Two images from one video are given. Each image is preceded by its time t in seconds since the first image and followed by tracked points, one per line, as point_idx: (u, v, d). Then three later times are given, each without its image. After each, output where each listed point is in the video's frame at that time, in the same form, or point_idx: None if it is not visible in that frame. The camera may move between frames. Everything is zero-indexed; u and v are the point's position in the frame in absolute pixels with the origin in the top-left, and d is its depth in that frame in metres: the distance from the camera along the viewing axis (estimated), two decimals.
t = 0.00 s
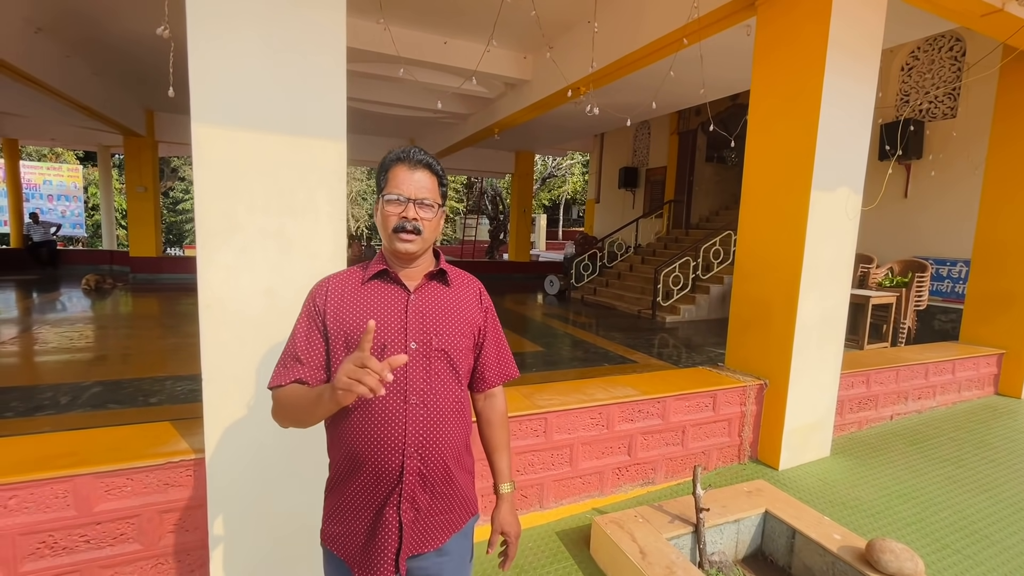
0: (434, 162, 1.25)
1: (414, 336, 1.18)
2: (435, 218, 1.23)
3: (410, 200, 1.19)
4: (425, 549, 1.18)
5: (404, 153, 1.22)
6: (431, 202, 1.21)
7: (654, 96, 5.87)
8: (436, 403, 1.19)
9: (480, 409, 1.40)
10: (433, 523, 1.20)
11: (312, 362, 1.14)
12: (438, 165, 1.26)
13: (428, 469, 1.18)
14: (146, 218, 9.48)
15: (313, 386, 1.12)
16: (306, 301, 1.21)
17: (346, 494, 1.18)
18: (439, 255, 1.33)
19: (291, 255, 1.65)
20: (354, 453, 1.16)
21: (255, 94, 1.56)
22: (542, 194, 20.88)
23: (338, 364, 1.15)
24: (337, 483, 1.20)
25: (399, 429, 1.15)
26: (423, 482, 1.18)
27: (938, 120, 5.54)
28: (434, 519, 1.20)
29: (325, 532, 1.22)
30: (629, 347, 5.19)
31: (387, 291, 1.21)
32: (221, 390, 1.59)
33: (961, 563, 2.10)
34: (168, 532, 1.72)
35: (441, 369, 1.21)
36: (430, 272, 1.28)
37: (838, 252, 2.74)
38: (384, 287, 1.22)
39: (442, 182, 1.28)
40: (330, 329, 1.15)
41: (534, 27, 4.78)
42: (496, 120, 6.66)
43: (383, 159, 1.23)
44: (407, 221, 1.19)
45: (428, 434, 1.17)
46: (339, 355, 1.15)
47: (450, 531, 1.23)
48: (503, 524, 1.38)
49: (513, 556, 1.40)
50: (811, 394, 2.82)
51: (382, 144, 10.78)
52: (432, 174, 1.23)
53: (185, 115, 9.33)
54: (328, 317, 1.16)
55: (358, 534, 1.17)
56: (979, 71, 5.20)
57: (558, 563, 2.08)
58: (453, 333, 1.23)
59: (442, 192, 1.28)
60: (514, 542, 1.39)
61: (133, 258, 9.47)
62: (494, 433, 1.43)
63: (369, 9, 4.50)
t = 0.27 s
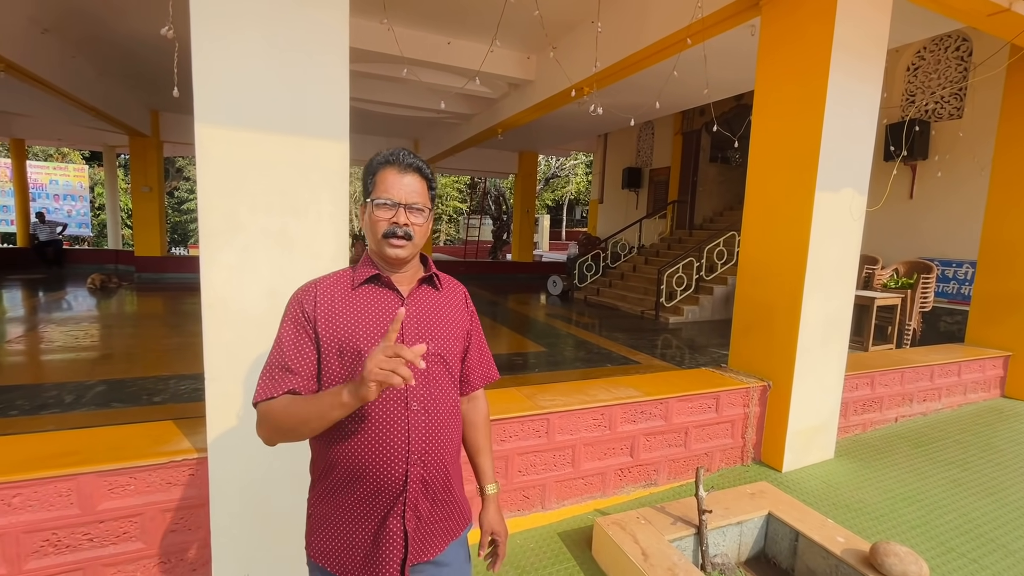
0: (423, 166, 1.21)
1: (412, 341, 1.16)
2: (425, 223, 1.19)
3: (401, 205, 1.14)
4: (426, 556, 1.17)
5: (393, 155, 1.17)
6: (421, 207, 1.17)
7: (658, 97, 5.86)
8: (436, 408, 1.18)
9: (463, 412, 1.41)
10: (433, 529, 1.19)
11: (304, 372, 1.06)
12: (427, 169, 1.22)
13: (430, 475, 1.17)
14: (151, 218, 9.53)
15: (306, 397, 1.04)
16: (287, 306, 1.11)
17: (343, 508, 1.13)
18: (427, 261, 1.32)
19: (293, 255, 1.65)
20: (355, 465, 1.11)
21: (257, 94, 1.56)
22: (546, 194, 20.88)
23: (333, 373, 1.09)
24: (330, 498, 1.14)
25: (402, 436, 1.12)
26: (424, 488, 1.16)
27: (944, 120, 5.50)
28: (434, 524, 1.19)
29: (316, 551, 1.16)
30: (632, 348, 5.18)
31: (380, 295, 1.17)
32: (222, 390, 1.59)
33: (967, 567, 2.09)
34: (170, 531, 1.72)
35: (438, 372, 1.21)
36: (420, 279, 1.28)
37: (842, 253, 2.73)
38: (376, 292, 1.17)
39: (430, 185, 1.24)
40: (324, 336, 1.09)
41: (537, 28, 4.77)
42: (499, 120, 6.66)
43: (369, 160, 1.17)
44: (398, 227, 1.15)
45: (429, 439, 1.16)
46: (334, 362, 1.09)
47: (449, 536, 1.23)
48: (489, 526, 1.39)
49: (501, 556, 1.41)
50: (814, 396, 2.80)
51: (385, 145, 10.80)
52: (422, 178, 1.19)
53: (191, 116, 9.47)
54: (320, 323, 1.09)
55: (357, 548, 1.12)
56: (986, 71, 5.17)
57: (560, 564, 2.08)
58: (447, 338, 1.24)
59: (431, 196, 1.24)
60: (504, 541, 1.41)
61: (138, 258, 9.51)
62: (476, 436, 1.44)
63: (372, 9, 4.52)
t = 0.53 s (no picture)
0: (415, 164, 1.18)
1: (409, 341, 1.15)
2: (425, 222, 1.19)
3: (405, 209, 1.12)
4: (426, 557, 1.17)
5: (384, 156, 1.13)
6: (421, 208, 1.16)
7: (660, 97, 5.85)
8: (432, 407, 1.18)
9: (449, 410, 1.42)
10: (432, 529, 1.19)
11: (320, 362, 1.04)
12: (418, 167, 1.20)
13: (428, 475, 1.17)
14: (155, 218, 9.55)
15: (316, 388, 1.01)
16: (279, 306, 1.07)
17: (342, 512, 1.11)
18: (419, 261, 1.32)
19: (296, 255, 1.65)
20: (353, 467, 1.10)
21: (260, 94, 1.56)
22: (548, 195, 20.88)
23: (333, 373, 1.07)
24: (328, 502, 1.12)
25: (401, 437, 1.12)
26: (423, 489, 1.16)
27: (949, 121, 5.48)
28: (432, 525, 1.19)
29: (312, 558, 1.14)
30: (634, 349, 5.17)
31: (375, 295, 1.15)
32: (225, 389, 1.60)
33: (970, 570, 2.07)
34: (172, 530, 1.72)
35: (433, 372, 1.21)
36: (413, 280, 1.29)
37: (845, 254, 2.72)
38: (371, 292, 1.16)
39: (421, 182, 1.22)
40: (321, 337, 1.06)
41: (540, 28, 4.77)
42: (502, 120, 6.66)
43: (360, 163, 1.12)
44: (404, 231, 1.13)
45: (428, 440, 1.16)
46: (334, 363, 1.07)
47: (447, 536, 1.23)
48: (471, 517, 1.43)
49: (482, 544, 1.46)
50: (817, 398, 2.79)
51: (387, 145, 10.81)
52: (416, 177, 1.17)
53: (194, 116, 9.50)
54: (315, 323, 1.06)
55: (357, 552, 1.11)
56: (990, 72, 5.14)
57: (562, 565, 2.08)
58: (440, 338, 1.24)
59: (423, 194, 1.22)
60: (485, 529, 1.45)
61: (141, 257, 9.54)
62: (461, 433, 1.45)
63: (375, 9, 4.52)
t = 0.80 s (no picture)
0: (407, 164, 1.18)
1: (410, 342, 1.16)
2: (422, 221, 1.19)
3: (404, 210, 1.12)
4: (434, 556, 1.17)
5: (377, 157, 1.12)
6: (418, 206, 1.16)
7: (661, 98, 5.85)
8: (433, 407, 1.19)
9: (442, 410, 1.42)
10: (438, 527, 1.20)
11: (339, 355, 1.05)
12: (410, 167, 1.19)
13: (432, 473, 1.18)
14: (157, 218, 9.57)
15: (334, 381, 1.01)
16: (279, 309, 1.05)
17: (349, 514, 1.11)
18: (412, 263, 1.32)
19: (296, 255, 1.66)
20: (360, 468, 1.09)
21: (260, 95, 1.57)
22: (549, 196, 20.89)
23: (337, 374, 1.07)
24: (333, 505, 1.11)
25: (407, 436, 1.12)
26: (428, 487, 1.17)
27: (950, 122, 5.47)
28: (438, 523, 1.20)
29: (317, 562, 1.12)
30: (635, 350, 5.17)
31: (375, 296, 1.16)
32: (225, 389, 1.60)
33: (972, 572, 2.07)
34: (171, 529, 1.72)
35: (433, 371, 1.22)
36: (408, 281, 1.29)
37: (846, 255, 2.72)
38: (370, 293, 1.16)
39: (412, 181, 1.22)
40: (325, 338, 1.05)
41: (541, 29, 4.78)
42: (503, 121, 6.66)
43: (353, 164, 1.10)
44: (405, 232, 1.13)
45: (431, 438, 1.17)
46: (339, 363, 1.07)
47: (452, 534, 1.23)
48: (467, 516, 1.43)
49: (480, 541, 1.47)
50: (817, 400, 2.79)
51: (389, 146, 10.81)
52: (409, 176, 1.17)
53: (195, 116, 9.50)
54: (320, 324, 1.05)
55: (365, 553, 1.11)
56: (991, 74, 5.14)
57: (561, 566, 2.07)
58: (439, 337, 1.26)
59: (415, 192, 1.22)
60: (481, 526, 1.46)
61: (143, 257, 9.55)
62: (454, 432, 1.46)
63: (376, 10, 4.52)
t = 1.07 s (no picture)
0: (414, 164, 1.19)
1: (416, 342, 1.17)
2: (428, 220, 1.20)
3: (411, 208, 1.13)
4: (443, 555, 1.17)
5: (387, 155, 1.13)
6: (425, 205, 1.17)
7: (661, 99, 5.86)
8: (441, 406, 1.20)
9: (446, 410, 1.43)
10: (447, 526, 1.20)
11: (317, 380, 1.04)
12: (417, 167, 1.20)
13: (440, 472, 1.18)
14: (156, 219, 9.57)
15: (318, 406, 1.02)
16: (283, 312, 1.06)
17: (358, 514, 1.11)
18: (419, 263, 1.32)
19: (297, 255, 1.66)
20: (368, 469, 1.09)
21: (261, 96, 1.57)
22: (549, 197, 20.90)
23: (343, 377, 1.07)
24: (342, 505, 1.11)
25: (416, 436, 1.13)
26: (436, 486, 1.17)
27: (949, 124, 5.49)
28: (446, 522, 1.20)
29: (324, 562, 1.11)
30: (634, 351, 5.18)
31: (382, 296, 1.16)
32: (226, 390, 1.60)
33: (970, 572, 2.08)
34: (172, 530, 1.72)
35: (439, 370, 1.23)
36: (413, 281, 1.30)
37: (846, 256, 2.72)
38: (376, 294, 1.17)
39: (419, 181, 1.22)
40: (331, 340, 1.06)
41: (541, 30, 4.79)
42: (503, 122, 6.67)
43: (362, 160, 1.11)
44: (411, 230, 1.14)
45: (439, 437, 1.18)
46: (345, 365, 1.07)
47: (460, 533, 1.24)
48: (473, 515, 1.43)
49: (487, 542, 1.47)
50: (816, 401, 2.79)
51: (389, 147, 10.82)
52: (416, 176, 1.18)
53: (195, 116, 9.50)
54: (327, 326, 1.06)
55: (374, 553, 1.10)
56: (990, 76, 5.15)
57: (561, 567, 2.08)
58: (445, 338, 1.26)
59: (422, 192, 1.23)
60: (489, 529, 1.45)
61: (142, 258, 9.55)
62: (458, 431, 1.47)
63: (377, 11, 4.53)
